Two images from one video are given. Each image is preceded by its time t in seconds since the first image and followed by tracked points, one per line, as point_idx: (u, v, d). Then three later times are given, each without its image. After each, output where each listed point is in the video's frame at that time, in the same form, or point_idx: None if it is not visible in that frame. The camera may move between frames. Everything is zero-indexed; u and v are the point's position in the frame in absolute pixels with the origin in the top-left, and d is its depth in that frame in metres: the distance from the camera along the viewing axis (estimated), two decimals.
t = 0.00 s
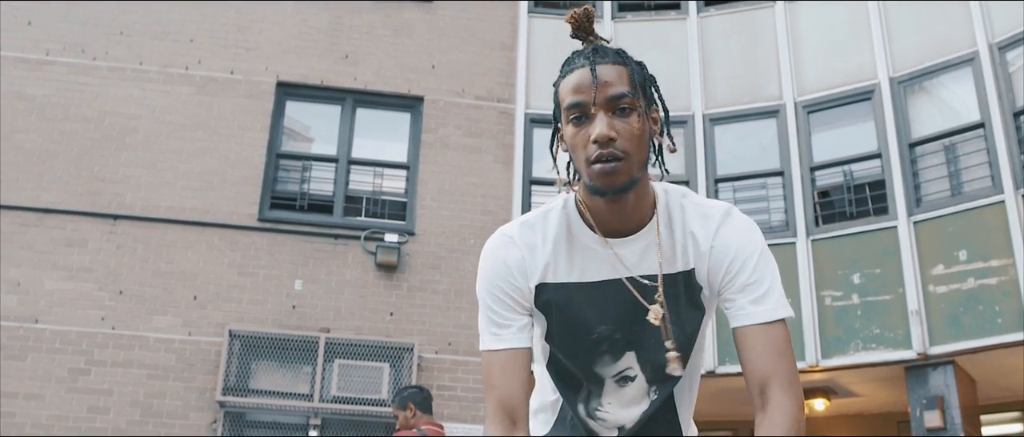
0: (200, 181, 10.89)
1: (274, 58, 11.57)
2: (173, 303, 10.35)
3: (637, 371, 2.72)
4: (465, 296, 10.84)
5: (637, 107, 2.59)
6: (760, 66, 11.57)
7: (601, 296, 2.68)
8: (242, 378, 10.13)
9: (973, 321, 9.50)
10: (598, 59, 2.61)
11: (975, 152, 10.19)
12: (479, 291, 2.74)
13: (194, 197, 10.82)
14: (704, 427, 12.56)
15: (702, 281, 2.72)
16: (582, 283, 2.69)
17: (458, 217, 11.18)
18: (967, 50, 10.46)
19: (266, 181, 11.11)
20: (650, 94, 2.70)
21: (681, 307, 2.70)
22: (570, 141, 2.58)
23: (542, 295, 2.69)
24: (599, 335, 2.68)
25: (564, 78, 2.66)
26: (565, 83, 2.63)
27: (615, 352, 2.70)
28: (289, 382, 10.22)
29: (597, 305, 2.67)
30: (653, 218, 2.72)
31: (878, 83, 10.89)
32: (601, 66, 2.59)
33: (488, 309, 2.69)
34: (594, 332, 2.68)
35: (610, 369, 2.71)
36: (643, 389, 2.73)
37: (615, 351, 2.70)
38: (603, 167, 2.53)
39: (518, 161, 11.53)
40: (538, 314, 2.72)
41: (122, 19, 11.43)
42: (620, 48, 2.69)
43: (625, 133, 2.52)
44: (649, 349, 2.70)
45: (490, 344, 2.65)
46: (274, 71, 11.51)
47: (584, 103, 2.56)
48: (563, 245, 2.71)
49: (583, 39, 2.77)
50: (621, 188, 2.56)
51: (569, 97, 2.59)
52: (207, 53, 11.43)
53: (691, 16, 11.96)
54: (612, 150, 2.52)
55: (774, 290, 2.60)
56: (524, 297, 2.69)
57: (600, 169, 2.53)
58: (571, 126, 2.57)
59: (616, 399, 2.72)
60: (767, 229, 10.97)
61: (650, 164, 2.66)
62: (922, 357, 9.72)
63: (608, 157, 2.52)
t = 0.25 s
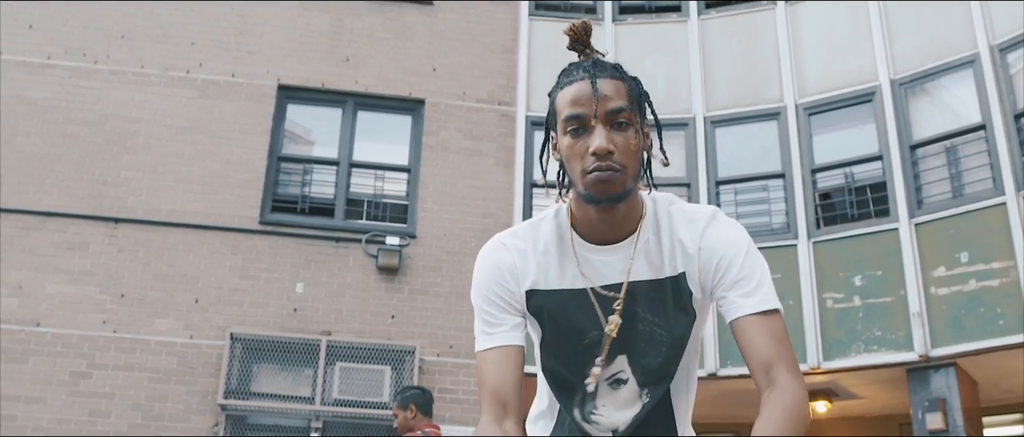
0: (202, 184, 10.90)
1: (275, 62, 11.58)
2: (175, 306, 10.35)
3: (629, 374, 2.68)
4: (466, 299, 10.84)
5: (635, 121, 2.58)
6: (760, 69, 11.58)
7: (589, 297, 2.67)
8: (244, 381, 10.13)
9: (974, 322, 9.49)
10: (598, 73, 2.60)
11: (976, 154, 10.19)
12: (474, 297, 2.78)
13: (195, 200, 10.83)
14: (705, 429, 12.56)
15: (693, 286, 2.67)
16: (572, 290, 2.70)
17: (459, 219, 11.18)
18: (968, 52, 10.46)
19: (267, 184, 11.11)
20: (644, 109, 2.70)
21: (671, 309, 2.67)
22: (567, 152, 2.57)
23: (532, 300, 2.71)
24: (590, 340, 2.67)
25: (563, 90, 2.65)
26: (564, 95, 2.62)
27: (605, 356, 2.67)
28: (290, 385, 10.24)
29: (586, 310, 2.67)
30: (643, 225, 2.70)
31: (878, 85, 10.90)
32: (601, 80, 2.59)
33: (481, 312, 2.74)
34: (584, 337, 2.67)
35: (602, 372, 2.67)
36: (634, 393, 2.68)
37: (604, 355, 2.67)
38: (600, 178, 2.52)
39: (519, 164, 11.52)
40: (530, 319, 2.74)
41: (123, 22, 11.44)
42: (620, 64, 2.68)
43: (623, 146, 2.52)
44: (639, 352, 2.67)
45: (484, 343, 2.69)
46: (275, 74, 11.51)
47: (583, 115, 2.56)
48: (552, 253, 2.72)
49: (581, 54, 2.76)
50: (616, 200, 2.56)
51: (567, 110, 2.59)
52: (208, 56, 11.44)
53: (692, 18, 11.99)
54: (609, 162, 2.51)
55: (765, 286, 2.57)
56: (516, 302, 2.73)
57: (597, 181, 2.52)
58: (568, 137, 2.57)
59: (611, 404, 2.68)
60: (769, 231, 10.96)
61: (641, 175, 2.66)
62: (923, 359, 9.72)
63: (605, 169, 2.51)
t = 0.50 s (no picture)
0: (204, 187, 10.91)
1: (276, 64, 11.59)
2: (176, 309, 10.35)
3: (620, 395, 2.62)
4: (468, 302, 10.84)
5: (639, 154, 2.65)
6: (761, 71, 11.58)
7: (575, 320, 2.68)
8: (245, 383, 10.11)
9: (976, 324, 9.48)
10: (606, 104, 2.66)
11: (977, 155, 10.19)
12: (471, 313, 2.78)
13: (197, 203, 10.83)
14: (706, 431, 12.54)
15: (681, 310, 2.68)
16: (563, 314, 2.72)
17: (460, 222, 11.18)
18: (969, 54, 10.46)
19: (268, 187, 11.13)
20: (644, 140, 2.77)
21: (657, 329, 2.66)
22: (571, 179, 2.62)
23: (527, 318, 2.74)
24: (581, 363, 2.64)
25: (570, 117, 2.69)
26: (571, 122, 2.67)
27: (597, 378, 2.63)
28: (291, 387, 10.19)
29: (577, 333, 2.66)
30: (632, 250, 2.75)
31: (879, 87, 10.90)
32: (609, 111, 2.64)
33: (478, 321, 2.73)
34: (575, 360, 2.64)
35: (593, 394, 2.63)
36: (627, 414, 2.61)
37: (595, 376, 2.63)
38: (603, 208, 2.58)
39: (520, 166, 11.52)
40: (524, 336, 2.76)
41: (125, 25, 11.46)
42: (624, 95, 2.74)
43: (627, 178, 2.58)
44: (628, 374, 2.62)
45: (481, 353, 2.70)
46: (276, 77, 11.52)
47: (590, 144, 2.61)
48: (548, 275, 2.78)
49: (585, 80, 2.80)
50: (615, 229, 2.63)
51: (574, 139, 2.65)
52: (209, 59, 11.45)
53: (693, 21, 12.01)
54: (613, 194, 2.57)
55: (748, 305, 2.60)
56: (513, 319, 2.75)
57: (599, 210, 2.59)
58: (573, 165, 2.62)
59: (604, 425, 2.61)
60: (770, 232, 10.95)
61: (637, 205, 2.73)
62: (925, 361, 9.70)
63: (609, 200, 2.58)
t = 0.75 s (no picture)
0: (205, 190, 10.92)
1: (277, 67, 11.60)
2: (178, 312, 10.35)
3: (607, 415, 2.76)
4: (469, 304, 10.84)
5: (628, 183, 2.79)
6: (761, 73, 11.59)
7: (567, 342, 2.83)
8: (247, 386, 10.12)
9: (977, 325, 9.48)
10: (597, 136, 2.79)
11: (978, 157, 10.18)
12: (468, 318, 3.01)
13: (198, 205, 10.84)
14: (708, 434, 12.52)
15: (664, 331, 2.85)
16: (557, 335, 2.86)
17: (461, 224, 11.18)
18: (970, 55, 10.46)
19: (269, 190, 11.13)
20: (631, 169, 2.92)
21: (644, 350, 2.81)
22: (563, 207, 2.75)
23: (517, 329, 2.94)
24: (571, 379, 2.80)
25: (562, 146, 2.81)
26: (564, 152, 2.79)
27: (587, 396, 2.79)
28: (293, 389, 10.21)
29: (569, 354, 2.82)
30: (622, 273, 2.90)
31: (880, 88, 10.91)
32: (601, 144, 2.77)
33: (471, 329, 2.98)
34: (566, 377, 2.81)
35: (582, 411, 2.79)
36: (616, 430, 2.76)
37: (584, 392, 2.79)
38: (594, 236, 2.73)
39: (521, 169, 11.52)
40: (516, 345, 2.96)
41: (126, 28, 11.47)
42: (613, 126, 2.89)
43: (617, 209, 2.72)
44: (616, 392, 2.77)
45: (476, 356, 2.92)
46: (278, 80, 11.53)
47: (583, 175, 2.74)
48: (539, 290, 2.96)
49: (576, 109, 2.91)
50: (604, 254, 2.78)
51: (565, 168, 2.77)
52: (211, 62, 11.46)
53: (694, 23, 12.02)
54: (604, 223, 2.71)
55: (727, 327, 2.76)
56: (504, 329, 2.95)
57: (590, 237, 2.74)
58: (565, 193, 2.75)
59: None
60: (771, 234, 10.95)
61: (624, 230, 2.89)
62: (927, 363, 9.70)
63: (600, 229, 2.72)
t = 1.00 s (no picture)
0: (206, 192, 10.93)
1: (278, 70, 11.60)
2: (179, 314, 10.36)
3: (596, 411, 2.64)
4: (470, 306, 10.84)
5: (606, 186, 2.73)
6: (762, 75, 11.59)
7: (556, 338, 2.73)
8: (248, 388, 10.12)
9: (979, 327, 9.47)
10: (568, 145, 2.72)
11: (979, 158, 10.16)
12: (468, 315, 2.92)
13: (199, 208, 10.84)
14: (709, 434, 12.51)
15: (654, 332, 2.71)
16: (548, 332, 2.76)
17: (462, 226, 11.18)
18: (971, 57, 10.44)
19: (270, 192, 11.13)
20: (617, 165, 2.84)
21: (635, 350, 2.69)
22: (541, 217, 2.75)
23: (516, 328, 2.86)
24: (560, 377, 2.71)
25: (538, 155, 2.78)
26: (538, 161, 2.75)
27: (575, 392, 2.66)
28: (294, 392, 10.23)
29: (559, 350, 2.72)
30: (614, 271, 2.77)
31: (881, 90, 10.91)
32: (572, 153, 2.71)
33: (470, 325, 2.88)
34: (555, 374, 2.72)
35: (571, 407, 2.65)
36: (605, 425, 2.64)
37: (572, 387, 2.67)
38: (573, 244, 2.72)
39: (522, 171, 11.53)
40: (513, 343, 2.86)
41: (127, 31, 11.48)
42: (589, 130, 2.79)
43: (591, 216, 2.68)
44: (606, 390, 2.65)
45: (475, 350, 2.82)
46: (279, 82, 11.54)
47: (554, 185, 2.70)
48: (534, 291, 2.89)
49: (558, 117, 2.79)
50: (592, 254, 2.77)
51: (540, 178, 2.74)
52: (212, 64, 11.47)
53: (694, 25, 12.01)
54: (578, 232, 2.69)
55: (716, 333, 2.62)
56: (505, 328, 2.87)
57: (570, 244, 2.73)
58: (542, 202, 2.74)
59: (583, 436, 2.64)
60: (772, 236, 10.95)
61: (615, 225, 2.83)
62: (928, 364, 9.69)
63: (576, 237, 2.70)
